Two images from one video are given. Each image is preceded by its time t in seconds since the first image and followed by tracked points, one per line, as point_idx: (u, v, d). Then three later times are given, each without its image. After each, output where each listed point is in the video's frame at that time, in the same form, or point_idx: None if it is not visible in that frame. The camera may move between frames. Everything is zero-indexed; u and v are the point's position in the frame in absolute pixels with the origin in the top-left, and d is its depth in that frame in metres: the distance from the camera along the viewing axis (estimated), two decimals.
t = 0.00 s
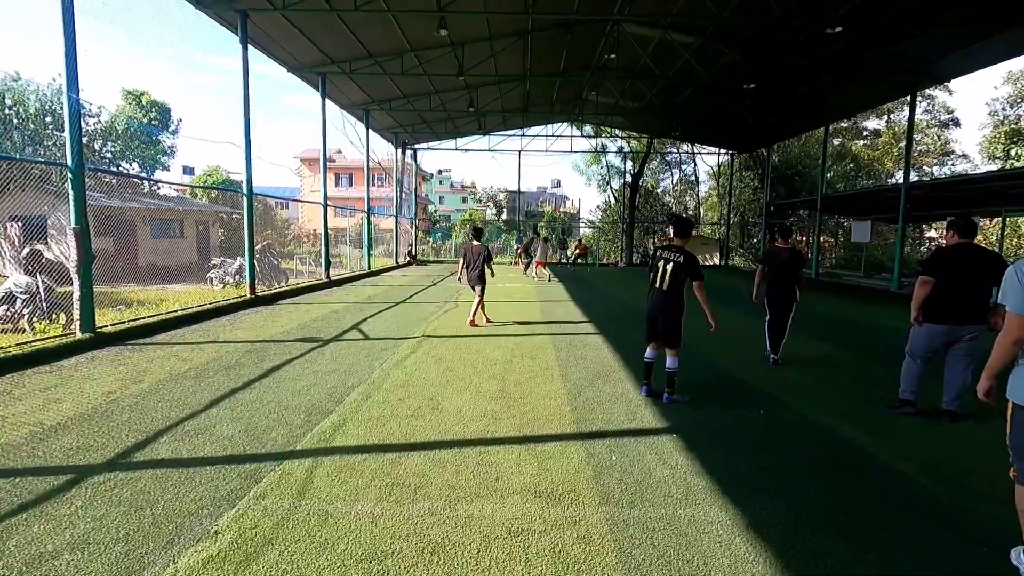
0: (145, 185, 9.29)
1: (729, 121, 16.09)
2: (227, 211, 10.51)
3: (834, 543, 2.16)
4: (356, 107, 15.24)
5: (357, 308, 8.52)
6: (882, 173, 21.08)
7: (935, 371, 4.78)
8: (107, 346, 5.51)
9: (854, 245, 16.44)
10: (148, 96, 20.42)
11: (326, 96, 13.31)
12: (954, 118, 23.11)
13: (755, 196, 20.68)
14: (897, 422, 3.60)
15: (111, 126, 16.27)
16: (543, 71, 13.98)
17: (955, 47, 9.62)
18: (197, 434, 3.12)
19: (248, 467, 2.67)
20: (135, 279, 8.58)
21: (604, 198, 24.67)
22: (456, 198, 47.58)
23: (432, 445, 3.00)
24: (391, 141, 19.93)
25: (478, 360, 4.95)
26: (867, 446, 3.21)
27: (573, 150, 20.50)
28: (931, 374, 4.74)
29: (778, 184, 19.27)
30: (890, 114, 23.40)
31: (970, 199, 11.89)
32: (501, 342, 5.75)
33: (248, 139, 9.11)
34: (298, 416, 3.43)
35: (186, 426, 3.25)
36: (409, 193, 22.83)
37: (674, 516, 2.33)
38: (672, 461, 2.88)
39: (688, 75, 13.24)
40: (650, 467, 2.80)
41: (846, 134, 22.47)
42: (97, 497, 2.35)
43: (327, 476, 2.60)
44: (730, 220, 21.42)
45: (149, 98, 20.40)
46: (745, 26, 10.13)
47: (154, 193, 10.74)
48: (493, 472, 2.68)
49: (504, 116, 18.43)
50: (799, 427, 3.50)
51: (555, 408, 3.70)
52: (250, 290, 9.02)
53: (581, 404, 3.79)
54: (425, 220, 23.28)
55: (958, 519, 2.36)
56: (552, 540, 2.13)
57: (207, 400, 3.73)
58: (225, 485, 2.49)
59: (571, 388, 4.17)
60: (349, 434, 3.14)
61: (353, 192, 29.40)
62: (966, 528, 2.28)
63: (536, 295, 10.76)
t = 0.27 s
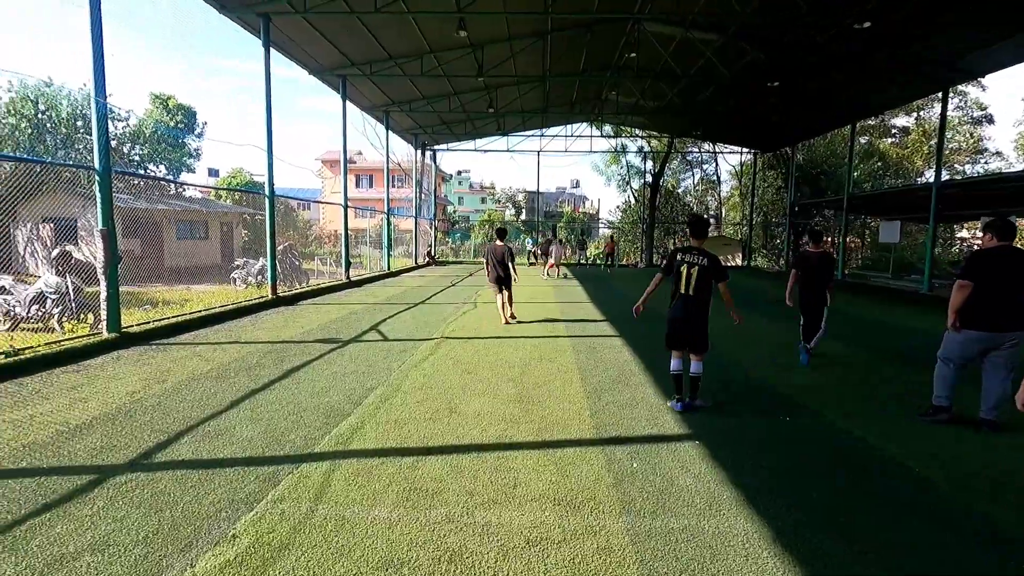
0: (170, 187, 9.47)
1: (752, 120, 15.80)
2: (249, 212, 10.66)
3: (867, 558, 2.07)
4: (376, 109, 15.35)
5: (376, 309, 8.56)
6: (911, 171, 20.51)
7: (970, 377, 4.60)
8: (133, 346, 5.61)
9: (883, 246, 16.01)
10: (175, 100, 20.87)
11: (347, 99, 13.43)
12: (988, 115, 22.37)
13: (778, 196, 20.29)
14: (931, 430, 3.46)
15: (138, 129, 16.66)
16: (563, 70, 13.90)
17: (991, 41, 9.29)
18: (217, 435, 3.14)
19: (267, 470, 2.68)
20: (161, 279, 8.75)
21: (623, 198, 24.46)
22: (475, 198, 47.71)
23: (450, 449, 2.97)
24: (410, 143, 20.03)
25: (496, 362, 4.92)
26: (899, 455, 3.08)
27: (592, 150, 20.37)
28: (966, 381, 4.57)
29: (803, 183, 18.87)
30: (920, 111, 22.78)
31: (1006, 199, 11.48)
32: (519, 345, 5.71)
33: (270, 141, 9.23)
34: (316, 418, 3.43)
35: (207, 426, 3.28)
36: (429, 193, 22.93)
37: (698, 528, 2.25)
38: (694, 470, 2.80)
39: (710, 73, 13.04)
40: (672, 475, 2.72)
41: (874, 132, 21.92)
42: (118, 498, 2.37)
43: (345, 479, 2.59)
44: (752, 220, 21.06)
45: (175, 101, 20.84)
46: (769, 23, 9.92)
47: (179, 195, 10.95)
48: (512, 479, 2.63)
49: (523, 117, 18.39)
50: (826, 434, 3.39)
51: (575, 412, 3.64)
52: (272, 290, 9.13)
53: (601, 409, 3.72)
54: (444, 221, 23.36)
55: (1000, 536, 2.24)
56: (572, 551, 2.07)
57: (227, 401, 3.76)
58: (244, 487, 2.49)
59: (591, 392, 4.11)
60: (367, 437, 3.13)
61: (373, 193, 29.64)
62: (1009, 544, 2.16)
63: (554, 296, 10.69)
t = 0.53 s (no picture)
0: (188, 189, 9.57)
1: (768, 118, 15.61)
2: (265, 213, 10.73)
3: (900, 566, 2.00)
4: (390, 110, 15.42)
5: (391, 309, 8.57)
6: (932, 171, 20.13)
7: (1000, 379, 4.48)
8: (152, 345, 5.67)
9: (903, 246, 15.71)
10: (193, 102, 21.17)
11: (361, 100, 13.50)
12: (1011, 112, 21.90)
13: (795, 196, 20.02)
14: (963, 433, 3.36)
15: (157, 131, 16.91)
16: (577, 70, 13.84)
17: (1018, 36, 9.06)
18: (235, 433, 3.15)
19: (285, 469, 2.67)
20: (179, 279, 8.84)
21: (637, 198, 24.30)
22: (488, 199, 47.77)
23: (467, 449, 2.94)
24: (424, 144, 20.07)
25: (512, 363, 4.88)
26: (929, 459, 2.99)
27: (605, 150, 20.27)
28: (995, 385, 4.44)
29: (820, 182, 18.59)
30: (941, 109, 22.34)
31: None
32: (534, 345, 5.67)
33: (286, 142, 9.30)
34: (333, 418, 3.42)
35: (225, 425, 3.28)
36: (442, 194, 22.98)
37: (724, 533, 2.20)
38: (717, 473, 2.74)
39: (726, 72, 12.90)
40: (695, 479, 2.66)
41: (893, 131, 21.55)
42: (138, 495, 2.37)
43: (363, 479, 2.57)
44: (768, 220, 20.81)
45: (193, 104, 21.14)
46: (788, 20, 9.77)
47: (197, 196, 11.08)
48: (531, 480, 2.59)
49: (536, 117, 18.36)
50: (851, 438, 3.30)
51: (593, 413, 3.59)
52: (288, 290, 9.19)
53: (620, 410, 3.67)
54: (457, 221, 23.38)
55: None
56: (594, 555, 2.02)
57: (245, 400, 3.77)
58: (263, 486, 2.49)
59: (609, 392, 4.06)
60: (384, 436, 3.11)
61: (387, 194, 29.81)
62: None
63: (569, 297, 10.64)
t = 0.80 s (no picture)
0: (191, 190, 9.57)
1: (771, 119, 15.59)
2: (267, 214, 10.73)
3: (915, 568, 1.98)
4: (392, 111, 15.42)
5: (394, 310, 8.56)
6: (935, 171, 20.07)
7: (1008, 380, 4.45)
8: (155, 346, 5.66)
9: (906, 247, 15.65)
10: (195, 104, 21.21)
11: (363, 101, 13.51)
12: (1015, 113, 21.83)
13: (798, 197, 19.98)
14: (973, 434, 3.33)
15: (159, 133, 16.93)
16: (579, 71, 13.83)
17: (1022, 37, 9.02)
18: (240, 434, 3.13)
19: (291, 470, 2.65)
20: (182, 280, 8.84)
21: (639, 199, 24.28)
22: (489, 200, 47.79)
23: (474, 451, 2.92)
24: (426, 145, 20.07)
25: (516, 364, 4.86)
26: (939, 460, 2.96)
27: (607, 151, 20.25)
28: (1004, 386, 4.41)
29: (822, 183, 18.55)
30: (944, 109, 22.27)
31: None
32: (539, 346, 5.65)
33: (289, 143, 9.29)
34: (338, 419, 3.41)
35: (230, 426, 3.27)
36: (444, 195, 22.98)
37: (734, 535, 2.17)
38: (725, 474, 2.72)
39: (728, 72, 12.88)
40: (703, 480, 2.64)
41: (896, 131, 21.50)
42: (145, 497, 2.35)
43: (370, 480, 2.56)
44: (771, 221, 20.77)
45: (196, 106, 21.18)
46: (792, 20, 9.73)
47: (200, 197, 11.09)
48: (539, 482, 2.57)
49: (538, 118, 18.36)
50: (860, 438, 3.28)
51: (600, 415, 3.57)
52: (290, 291, 9.18)
53: (626, 411, 3.65)
54: (459, 223, 23.37)
55: None
56: (605, 558, 2.00)
57: (250, 401, 3.75)
58: (269, 487, 2.47)
59: (614, 393, 4.04)
60: (390, 438, 3.09)
61: (389, 196, 29.82)
62: None
63: (572, 298, 10.62)
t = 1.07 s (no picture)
0: (195, 190, 9.59)
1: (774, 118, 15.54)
2: (271, 214, 10.73)
3: (930, 569, 1.95)
4: (395, 111, 15.43)
5: (398, 310, 8.55)
6: (939, 170, 19.99)
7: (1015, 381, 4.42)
8: (160, 345, 5.67)
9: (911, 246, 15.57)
10: (199, 104, 21.26)
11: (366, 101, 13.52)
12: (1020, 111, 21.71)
13: (801, 196, 19.90)
14: (983, 434, 3.30)
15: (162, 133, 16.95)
16: (582, 70, 13.81)
17: None
18: (247, 434, 3.12)
19: (298, 470, 2.65)
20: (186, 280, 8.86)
21: (642, 199, 24.25)
22: (492, 200, 47.82)
23: (481, 451, 2.90)
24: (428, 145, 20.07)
25: (521, 364, 4.84)
26: (947, 459, 2.94)
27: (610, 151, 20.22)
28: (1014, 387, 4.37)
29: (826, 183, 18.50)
30: (949, 108, 22.17)
31: None
32: (543, 346, 5.62)
33: (292, 143, 9.30)
34: (344, 419, 3.39)
35: (235, 426, 3.26)
36: (447, 195, 22.98)
37: (745, 537, 2.15)
38: (734, 475, 2.70)
39: (732, 71, 12.85)
40: (712, 480, 2.62)
41: (900, 131, 21.40)
42: (152, 497, 2.35)
43: (377, 480, 2.54)
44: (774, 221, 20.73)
45: (199, 106, 21.23)
46: (797, 19, 9.69)
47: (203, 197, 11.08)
48: (547, 481, 2.56)
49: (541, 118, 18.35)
50: (868, 438, 3.26)
51: (608, 415, 3.55)
52: (294, 291, 9.19)
53: (633, 412, 3.62)
54: (462, 223, 23.36)
55: None
56: (614, 558, 1.99)
57: (255, 401, 3.74)
58: (276, 488, 2.46)
59: (620, 393, 4.02)
60: (396, 438, 3.08)
61: (392, 196, 29.85)
62: None
63: (575, 297, 10.62)
